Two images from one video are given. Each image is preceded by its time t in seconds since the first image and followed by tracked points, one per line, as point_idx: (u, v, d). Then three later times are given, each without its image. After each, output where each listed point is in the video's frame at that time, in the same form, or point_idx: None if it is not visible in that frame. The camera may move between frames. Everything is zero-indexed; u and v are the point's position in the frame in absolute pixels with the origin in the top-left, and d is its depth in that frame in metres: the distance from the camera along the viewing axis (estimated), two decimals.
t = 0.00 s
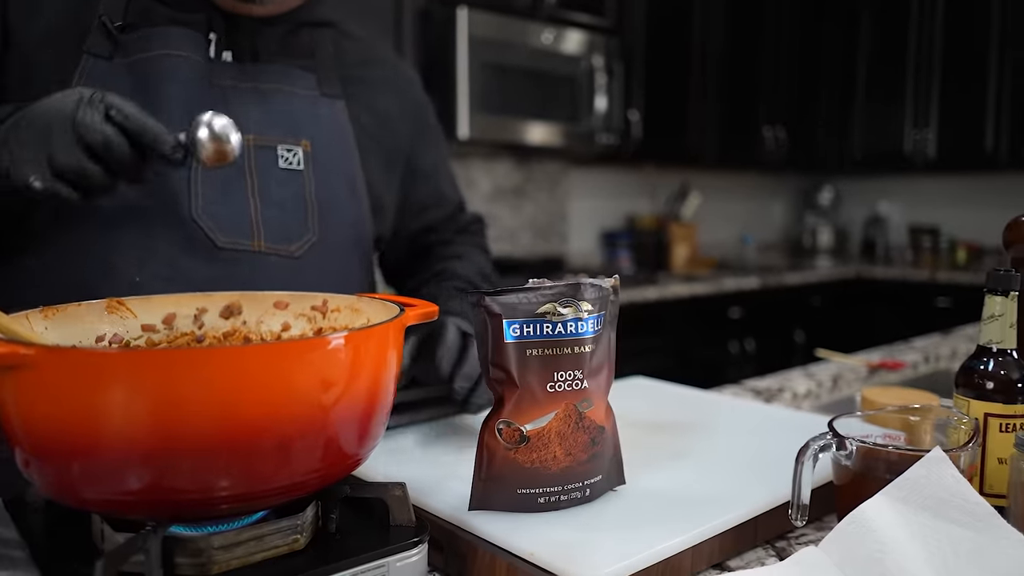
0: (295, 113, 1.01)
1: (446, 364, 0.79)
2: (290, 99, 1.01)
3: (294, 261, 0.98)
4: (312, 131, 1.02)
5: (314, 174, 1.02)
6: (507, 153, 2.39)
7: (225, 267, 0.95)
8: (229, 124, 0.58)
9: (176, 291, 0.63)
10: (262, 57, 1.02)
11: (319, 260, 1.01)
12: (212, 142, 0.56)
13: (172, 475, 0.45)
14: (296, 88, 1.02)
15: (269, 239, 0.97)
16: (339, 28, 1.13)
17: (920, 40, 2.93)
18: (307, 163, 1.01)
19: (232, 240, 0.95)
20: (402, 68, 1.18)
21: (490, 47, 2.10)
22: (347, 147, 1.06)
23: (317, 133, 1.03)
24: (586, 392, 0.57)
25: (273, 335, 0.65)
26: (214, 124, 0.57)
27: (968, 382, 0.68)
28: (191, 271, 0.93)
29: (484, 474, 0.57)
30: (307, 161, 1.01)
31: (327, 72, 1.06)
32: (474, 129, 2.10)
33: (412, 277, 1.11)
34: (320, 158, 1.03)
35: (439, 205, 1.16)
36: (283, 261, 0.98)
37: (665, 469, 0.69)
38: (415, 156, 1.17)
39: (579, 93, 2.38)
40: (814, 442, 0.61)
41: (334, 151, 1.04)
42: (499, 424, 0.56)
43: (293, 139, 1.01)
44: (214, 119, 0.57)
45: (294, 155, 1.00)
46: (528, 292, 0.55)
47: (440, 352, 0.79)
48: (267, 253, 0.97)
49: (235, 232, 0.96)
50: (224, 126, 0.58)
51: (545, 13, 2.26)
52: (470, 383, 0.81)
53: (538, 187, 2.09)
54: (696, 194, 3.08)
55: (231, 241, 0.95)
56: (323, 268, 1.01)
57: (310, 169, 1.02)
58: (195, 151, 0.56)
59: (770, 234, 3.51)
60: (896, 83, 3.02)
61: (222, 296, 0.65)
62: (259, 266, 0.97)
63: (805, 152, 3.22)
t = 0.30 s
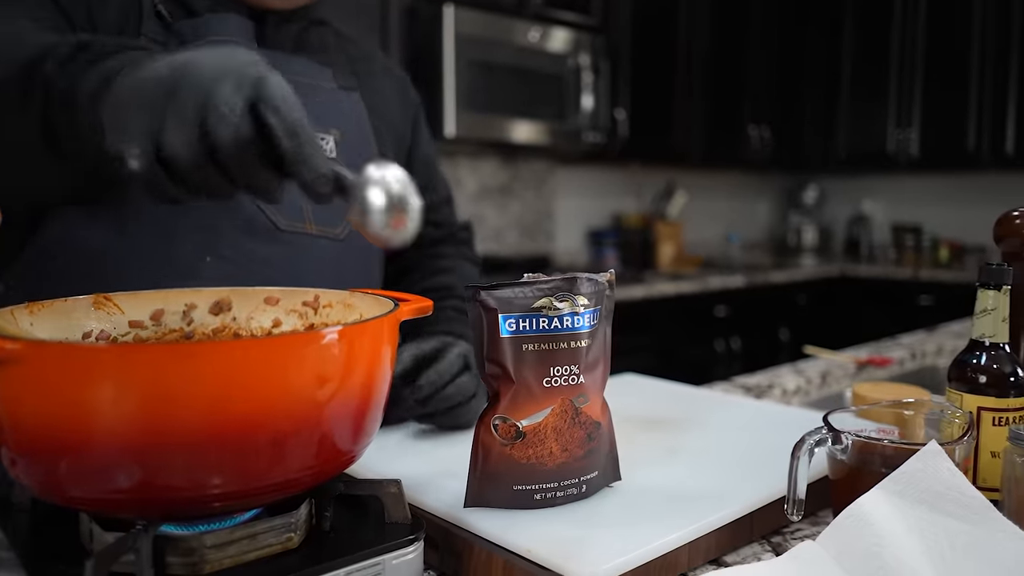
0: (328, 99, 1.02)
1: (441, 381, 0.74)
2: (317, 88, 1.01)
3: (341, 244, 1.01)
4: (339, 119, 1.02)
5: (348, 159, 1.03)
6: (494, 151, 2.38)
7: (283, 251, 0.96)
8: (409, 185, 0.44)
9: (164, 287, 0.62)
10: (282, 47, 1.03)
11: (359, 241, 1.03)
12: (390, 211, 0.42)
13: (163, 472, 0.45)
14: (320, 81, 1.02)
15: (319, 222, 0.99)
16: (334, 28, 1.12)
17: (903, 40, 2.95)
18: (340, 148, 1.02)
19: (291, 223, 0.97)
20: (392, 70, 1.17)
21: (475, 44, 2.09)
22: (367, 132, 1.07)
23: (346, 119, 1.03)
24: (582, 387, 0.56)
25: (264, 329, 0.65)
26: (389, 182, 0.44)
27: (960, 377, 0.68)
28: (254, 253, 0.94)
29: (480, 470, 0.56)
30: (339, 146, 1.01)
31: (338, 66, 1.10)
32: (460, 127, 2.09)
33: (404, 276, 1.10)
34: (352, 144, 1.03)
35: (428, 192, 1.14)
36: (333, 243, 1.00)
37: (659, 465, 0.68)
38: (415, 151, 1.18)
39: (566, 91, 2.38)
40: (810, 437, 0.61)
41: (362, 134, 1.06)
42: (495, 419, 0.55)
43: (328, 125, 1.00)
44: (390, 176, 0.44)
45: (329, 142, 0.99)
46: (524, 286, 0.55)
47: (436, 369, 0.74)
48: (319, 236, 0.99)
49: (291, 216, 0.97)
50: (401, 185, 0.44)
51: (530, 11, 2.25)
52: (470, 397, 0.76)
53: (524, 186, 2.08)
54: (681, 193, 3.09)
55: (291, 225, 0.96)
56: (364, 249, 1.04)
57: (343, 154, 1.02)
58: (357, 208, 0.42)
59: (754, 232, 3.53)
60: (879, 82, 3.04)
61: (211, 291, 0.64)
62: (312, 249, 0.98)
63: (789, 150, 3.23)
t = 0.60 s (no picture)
0: (354, 115, 1.11)
1: (443, 366, 0.74)
2: (349, 104, 1.11)
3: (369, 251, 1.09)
4: (365, 131, 1.11)
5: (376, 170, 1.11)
6: (482, 150, 2.38)
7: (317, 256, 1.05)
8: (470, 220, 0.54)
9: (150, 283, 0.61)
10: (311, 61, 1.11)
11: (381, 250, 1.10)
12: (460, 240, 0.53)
13: (148, 469, 0.44)
14: (347, 95, 1.11)
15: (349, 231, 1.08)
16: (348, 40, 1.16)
17: (890, 40, 2.97)
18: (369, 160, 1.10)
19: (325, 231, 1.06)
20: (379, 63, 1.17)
21: (464, 42, 2.08)
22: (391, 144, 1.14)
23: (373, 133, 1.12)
24: (573, 382, 0.56)
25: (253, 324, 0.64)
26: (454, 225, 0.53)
27: (951, 372, 0.68)
28: (291, 258, 1.02)
29: (471, 467, 0.56)
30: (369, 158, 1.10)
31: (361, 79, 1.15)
32: (449, 126, 2.08)
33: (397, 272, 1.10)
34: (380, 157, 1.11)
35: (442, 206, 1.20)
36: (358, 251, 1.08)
37: (651, 462, 0.68)
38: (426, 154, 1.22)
39: (554, 89, 2.37)
40: (802, 432, 0.60)
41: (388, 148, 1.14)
42: (486, 415, 0.54)
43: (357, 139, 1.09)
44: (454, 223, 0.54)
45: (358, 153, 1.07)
46: (514, 281, 0.54)
47: (442, 353, 0.75)
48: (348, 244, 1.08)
49: (325, 225, 1.06)
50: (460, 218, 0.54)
51: (519, 10, 2.24)
52: (470, 393, 0.76)
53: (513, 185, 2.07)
54: (670, 192, 3.09)
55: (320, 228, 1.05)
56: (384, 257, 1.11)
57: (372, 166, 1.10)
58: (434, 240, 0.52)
59: (743, 232, 3.54)
60: (866, 82, 3.05)
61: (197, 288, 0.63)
62: (343, 254, 1.07)
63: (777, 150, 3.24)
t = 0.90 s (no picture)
0: (358, 113, 1.05)
1: (426, 357, 0.73)
2: (354, 100, 1.05)
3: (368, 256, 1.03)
4: (372, 130, 1.06)
5: (378, 171, 1.06)
6: (480, 147, 2.37)
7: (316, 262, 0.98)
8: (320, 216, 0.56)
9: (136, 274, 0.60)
10: (323, 60, 1.03)
11: (383, 256, 1.06)
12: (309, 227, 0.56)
13: (128, 455, 0.43)
14: (356, 89, 1.05)
15: (349, 235, 1.01)
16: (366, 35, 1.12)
17: (887, 37, 2.97)
18: (370, 162, 1.05)
19: (324, 236, 0.99)
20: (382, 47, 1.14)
21: (461, 39, 2.08)
22: (395, 143, 1.09)
23: (377, 133, 1.06)
24: (562, 370, 0.55)
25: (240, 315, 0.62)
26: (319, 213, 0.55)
27: (946, 361, 0.67)
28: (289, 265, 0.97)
29: (461, 457, 0.55)
30: (370, 161, 1.05)
31: (374, 75, 1.09)
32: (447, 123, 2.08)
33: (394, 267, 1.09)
34: (381, 159, 1.06)
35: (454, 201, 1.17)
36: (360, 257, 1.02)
37: (646, 453, 0.67)
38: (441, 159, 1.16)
39: (552, 85, 2.37)
40: (796, 422, 0.60)
41: (391, 148, 1.08)
42: (475, 404, 0.53)
43: (358, 139, 1.04)
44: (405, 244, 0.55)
45: (360, 156, 1.04)
46: (503, 268, 0.54)
47: (425, 344, 0.73)
48: (348, 249, 1.01)
49: (324, 229, 0.99)
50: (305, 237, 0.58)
51: (516, 6, 2.23)
52: (455, 383, 0.74)
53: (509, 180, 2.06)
54: (667, 190, 3.09)
55: (321, 236, 0.98)
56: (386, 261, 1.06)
57: (373, 169, 1.05)
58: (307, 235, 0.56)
59: (740, 230, 3.54)
60: (863, 80, 3.05)
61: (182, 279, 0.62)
62: (342, 260, 1.00)
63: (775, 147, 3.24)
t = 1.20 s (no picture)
0: (327, 104, 1.01)
1: (394, 363, 0.72)
2: (322, 90, 1.01)
3: (328, 255, 0.99)
4: (343, 122, 1.02)
5: (347, 165, 1.02)
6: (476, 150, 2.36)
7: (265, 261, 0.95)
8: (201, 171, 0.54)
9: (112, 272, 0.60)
10: (291, 49, 1.00)
11: (351, 252, 1.01)
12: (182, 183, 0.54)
13: (95, 449, 0.42)
14: (329, 79, 1.02)
15: (305, 232, 0.97)
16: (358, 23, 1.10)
17: (885, 40, 2.96)
18: (338, 156, 1.01)
19: (272, 234, 0.95)
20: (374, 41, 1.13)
21: (457, 41, 2.07)
22: (371, 135, 1.05)
23: (348, 125, 1.03)
24: (542, 365, 0.54)
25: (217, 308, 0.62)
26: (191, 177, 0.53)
27: (934, 359, 0.66)
28: (234, 264, 0.93)
29: (440, 454, 0.54)
30: (338, 154, 1.01)
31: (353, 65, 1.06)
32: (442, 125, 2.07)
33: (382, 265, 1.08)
34: (351, 152, 1.03)
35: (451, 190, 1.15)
36: (318, 254, 0.98)
37: (630, 452, 0.66)
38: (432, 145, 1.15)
39: (548, 87, 2.36)
40: (779, 420, 0.59)
41: (365, 141, 1.04)
42: (453, 400, 0.53)
43: (326, 132, 1.00)
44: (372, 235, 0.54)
45: (326, 149, 1.00)
46: (481, 262, 0.53)
47: (391, 350, 0.72)
48: (304, 247, 0.97)
49: (275, 226, 0.95)
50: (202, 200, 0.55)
51: (512, 8, 2.23)
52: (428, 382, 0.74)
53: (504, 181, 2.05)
54: (665, 192, 3.08)
55: (269, 234, 0.95)
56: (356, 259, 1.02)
57: (340, 163, 1.01)
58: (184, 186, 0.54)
59: (739, 233, 3.54)
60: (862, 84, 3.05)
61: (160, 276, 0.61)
62: (297, 258, 0.96)
63: (773, 150, 3.23)
